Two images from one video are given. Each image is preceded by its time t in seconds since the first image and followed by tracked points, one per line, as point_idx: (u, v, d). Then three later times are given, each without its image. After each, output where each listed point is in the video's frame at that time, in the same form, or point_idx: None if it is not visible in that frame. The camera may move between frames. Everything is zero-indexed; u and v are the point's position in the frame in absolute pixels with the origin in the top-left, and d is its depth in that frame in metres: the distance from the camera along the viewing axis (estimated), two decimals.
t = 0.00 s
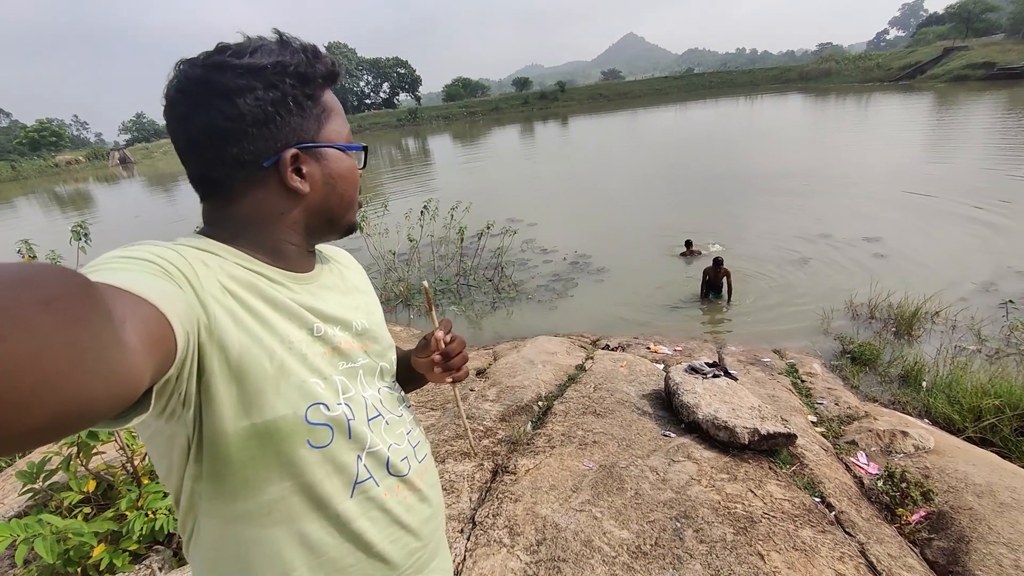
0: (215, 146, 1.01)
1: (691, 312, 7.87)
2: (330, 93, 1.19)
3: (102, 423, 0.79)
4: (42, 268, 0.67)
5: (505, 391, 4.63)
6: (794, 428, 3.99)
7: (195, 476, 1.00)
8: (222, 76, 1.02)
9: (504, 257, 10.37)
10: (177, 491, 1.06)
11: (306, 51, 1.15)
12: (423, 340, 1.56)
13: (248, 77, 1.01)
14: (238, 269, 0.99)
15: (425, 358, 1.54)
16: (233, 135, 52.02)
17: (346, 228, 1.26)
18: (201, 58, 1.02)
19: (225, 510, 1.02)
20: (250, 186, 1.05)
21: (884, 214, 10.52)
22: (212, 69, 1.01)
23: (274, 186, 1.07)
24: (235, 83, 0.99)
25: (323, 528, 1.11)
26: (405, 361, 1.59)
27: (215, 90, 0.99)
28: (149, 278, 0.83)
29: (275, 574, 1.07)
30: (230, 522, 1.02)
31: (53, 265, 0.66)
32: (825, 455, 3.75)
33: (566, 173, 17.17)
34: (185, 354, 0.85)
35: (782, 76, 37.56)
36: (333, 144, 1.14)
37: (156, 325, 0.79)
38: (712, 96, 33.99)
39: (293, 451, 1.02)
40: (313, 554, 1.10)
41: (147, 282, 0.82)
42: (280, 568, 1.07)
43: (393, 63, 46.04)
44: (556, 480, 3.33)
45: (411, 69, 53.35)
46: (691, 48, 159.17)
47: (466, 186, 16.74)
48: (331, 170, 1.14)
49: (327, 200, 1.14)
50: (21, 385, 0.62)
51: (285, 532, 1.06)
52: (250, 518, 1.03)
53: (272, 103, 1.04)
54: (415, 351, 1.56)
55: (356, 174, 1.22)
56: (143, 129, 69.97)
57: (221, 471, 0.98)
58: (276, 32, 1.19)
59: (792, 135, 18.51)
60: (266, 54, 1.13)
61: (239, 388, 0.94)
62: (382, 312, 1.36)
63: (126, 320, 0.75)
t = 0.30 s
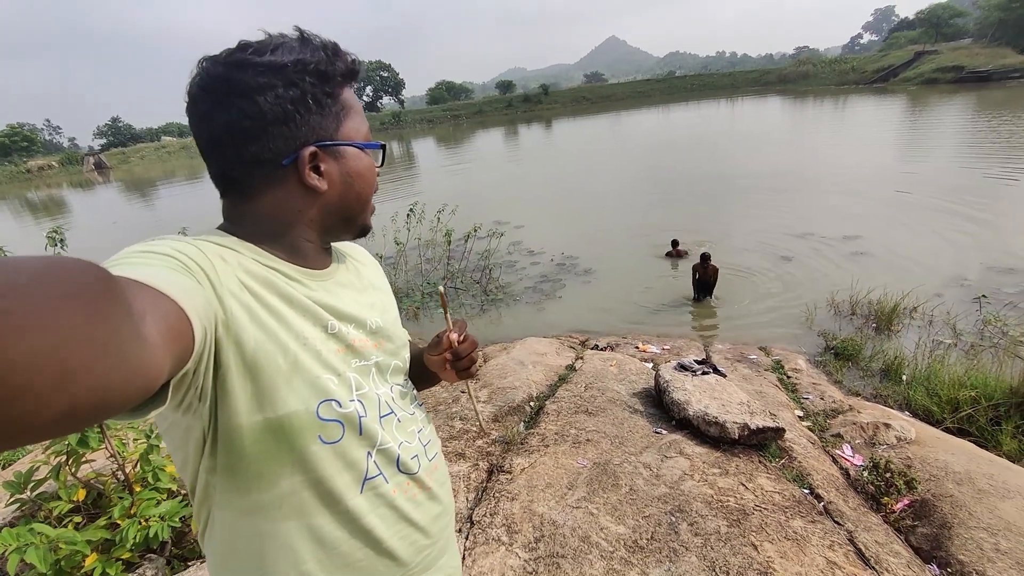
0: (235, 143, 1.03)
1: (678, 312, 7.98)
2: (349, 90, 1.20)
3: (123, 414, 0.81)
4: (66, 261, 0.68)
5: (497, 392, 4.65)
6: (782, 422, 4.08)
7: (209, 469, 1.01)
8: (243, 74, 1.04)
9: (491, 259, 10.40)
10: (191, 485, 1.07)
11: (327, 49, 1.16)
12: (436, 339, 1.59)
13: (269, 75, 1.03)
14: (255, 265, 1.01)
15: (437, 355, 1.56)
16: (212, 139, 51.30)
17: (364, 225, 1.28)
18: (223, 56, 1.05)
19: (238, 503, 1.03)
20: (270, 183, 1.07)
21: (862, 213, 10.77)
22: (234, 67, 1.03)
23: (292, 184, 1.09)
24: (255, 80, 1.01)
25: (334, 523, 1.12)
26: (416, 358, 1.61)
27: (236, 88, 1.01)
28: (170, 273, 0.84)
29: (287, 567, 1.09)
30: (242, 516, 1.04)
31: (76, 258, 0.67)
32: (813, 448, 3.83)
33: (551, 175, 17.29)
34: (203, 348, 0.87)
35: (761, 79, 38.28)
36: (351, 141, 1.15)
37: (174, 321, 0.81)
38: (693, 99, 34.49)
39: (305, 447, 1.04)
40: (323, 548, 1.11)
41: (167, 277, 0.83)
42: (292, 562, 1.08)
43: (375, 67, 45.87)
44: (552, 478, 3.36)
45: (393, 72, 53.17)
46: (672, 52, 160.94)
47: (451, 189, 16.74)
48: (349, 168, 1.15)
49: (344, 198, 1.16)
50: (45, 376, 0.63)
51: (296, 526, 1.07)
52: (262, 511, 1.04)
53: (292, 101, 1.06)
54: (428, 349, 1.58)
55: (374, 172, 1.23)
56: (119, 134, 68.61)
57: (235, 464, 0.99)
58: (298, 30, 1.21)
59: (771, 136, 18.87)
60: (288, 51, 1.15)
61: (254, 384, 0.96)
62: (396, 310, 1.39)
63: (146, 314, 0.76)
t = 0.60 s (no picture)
0: (238, 139, 1.04)
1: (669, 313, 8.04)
2: (349, 86, 1.21)
3: (131, 406, 0.81)
4: (74, 255, 0.69)
5: (490, 393, 4.67)
6: (772, 421, 4.13)
7: (217, 463, 1.02)
8: (246, 70, 1.04)
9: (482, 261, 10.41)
10: (199, 479, 1.08)
11: (327, 45, 1.17)
12: (439, 336, 1.60)
13: (271, 71, 1.03)
14: (260, 260, 1.02)
15: (440, 353, 1.57)
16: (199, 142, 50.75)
17: (365, 220, 1.30)
18: (224, 53, 1.05)
19: (245, 497, 1.04)
20: (273, 179, 1.08)
21: (848, 215, 10.93)
22: (236, 63, 1.03)
23: (296, 178, 1.10)
24: (259, 76, 1.01)
25: (340, 517, 1.13)
26: (418, 356, 1.62)
27: (238, 84, 1.01)
28: (176, 267, 0.85)
29: (294, 561, 1.09)
30: (251, 509, 1.05)
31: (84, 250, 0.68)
32: (803, 446, 3.89)
33: (542, 178, 17.35)
34: (210, 342, 0.87)
35: (748, 83, 38.75)
36: (353, 136, 1.17)
37: (180, 314, 0.81)
38: (681, 102, 34.79)
39: (311, 441, 1.04)
40: (330, 542, 1.12)
41: (173, 271, 0.84)
42: (299, 555, 1.09)
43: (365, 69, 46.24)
44: (546, 477, 3.37)
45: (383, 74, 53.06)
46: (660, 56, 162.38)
47: (442, 191, 16.73)
48: (351, 162, 1.16)
49: (347, 192, 1.17)
50: (58, 369, 0.64)
51: (303, 519, 1.08)
52: (269, 504, 1.05)
53: (295, 96, 1.06)
54: (429, 347, 1.59)
55: (375, 167, 1.25)
56: (104, 136, 67.72)
57: (243, 458, 1.00)
58: (296, 26, 1.21)
59: (759, 139, 19.09)
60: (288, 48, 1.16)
61: (260, 378, 0.97)
62: (399, 306, 1.40)
63: (153, 308, 0.77)
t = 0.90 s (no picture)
0: (208, 155, 1.03)
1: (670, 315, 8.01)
2: (308, 85, 1.20)
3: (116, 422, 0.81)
4: (55, 267, 0.68)
5: (488, 394, 4.66)
6: (770, 425, 4.11)
7: (203, 476, 1.01)
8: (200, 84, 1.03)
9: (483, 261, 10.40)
10: (185, 492, 1.07)
11: (278, 46, 1.15)
12: (427, 345, 1.59)
13: (227, 82, 1.02)
14: (245, 269, 1.01)
15: (428, 362, 1.57)
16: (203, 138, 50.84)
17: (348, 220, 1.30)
18: (177, 69, 1.03)
19: (232, 510, 1.03)
20: (249, 190, 1.08)
21: (851, 218, 10.89)
22: (189, 79, 1.02)
23: (272, 186, 1.10)
24: (216, 89, 1.00)
25: (329, 528, 1.12)
26: (405, 365, 1.62)
27: (197, 100, 1.00)
28: (158, 277, 0.84)
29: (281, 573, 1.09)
30: (238, 523, 1.04)
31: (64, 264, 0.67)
32: (801, 451, 3.87)
33: (545, 177, 17.34)
34: (196, 354, 0.87)
35: (752, 84, 38.69)
36: (322, 135, 1.17)
37: (165, 326, 0.80)
38: (686, 103, 34.72)
39: (299, 451, 1.04)
40: (318, 554, 1.11)
41: (156, 282, 0.83)
42: (287, 567, 1.08)
43: (369, 67, 46.31)
44: (541, 480, 3.37)
45: (387, 72, 53.01)
46: (665, 57, 161.75)
47: (444, 190, 16.74)
48: (325, 163, 1.17)
49: (324, 193, 1.17)
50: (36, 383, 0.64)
51: (291, 531, 1.07)
52: (256, 518, 1.04)
53: (256, 104, 1.06)
54: (417, 356, 1.59)
55: (351, 165, 1.25)
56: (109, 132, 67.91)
57: (229, 470, 0.99)
58: (243, 29, 1.19)
59: (763, 141, 19.03)
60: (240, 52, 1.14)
61: (246, 389, 0.96)
62: (384, 310, 1.39)
63: (136, 321, 0.76)
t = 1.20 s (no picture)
0: (170, 169, 1.02)
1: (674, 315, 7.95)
2: (273, 93, 1.20)
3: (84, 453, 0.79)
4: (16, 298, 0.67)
5: (488, 394, 4.65)
6: (772, 428, 4.07)
7: (179, 502, 0.99)
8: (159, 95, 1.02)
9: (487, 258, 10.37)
10: (163, 517, 1.05)
11: (239, 54, 1.15)
12: (407, 355, 1.59)
13: (186, 93, 1.01)
14: (215, 287, 1.00)
15: (410, 372, 1.57)
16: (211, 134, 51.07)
17: (319, 229, 1.29)
18: (132, 82, 1.02)
19: (211, 535, 1.01)
20: (214, 203, 1.07)
21: (859, 217, 10.76)
22: (146, 89, 1.00)
23: (238, 199, 1.09)
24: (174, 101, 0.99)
25: (312, 547, 1.11)
26: (384, 374, 1.61)
27: (156, 113, 0.99)
28: (127, 302, 0.83)
29: None
30: (217, 547, 1.02)
31: (23, 293, 0.65)
32: (802, 455, 3.83)
33: (550, 174, 17.26)
34: (167, 376, 0.85)
35: (760, 81, 38.39)
36: (289, 144, 1.16)
37: (134, 350, 0.79)
38: (693, 100, 34.47)
39: (279, 470, 1.02)
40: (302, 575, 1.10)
41: (124, 306, 0.82)
42: None
43: (376, 63, 46.32)
44: (538, 483, 3.35)
45: (394, 68, 53.00)
46: (674, 53, 160.52)
47: (449, 187, 16.72)
48: (292, 172, 1.16)
49: (294, 203, 1.17)
50: None
51: (273, 553, 1.06)
52: (235, 542, 1.02)
53: (218, 115, 1.05)
54: (398, 366, 1.59)
55: (318, 174, 1.24)
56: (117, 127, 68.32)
57: (206, 494, 0.98)
58: (202, 37, 1.18)
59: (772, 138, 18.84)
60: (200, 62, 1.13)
61: (222, 409, 0.94)
62: (361, 321, 1.38)
63: (105, 348, 0.75)
